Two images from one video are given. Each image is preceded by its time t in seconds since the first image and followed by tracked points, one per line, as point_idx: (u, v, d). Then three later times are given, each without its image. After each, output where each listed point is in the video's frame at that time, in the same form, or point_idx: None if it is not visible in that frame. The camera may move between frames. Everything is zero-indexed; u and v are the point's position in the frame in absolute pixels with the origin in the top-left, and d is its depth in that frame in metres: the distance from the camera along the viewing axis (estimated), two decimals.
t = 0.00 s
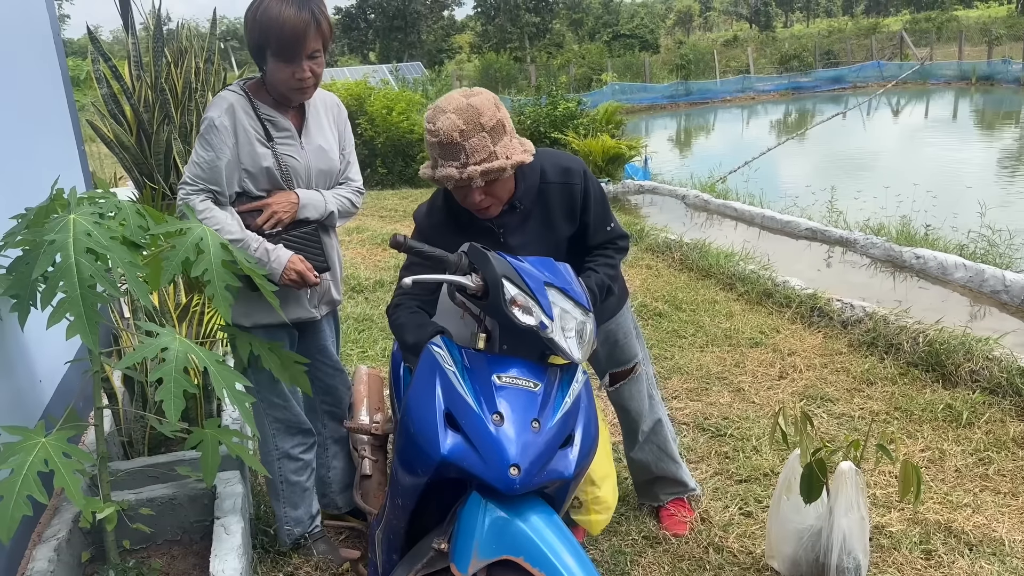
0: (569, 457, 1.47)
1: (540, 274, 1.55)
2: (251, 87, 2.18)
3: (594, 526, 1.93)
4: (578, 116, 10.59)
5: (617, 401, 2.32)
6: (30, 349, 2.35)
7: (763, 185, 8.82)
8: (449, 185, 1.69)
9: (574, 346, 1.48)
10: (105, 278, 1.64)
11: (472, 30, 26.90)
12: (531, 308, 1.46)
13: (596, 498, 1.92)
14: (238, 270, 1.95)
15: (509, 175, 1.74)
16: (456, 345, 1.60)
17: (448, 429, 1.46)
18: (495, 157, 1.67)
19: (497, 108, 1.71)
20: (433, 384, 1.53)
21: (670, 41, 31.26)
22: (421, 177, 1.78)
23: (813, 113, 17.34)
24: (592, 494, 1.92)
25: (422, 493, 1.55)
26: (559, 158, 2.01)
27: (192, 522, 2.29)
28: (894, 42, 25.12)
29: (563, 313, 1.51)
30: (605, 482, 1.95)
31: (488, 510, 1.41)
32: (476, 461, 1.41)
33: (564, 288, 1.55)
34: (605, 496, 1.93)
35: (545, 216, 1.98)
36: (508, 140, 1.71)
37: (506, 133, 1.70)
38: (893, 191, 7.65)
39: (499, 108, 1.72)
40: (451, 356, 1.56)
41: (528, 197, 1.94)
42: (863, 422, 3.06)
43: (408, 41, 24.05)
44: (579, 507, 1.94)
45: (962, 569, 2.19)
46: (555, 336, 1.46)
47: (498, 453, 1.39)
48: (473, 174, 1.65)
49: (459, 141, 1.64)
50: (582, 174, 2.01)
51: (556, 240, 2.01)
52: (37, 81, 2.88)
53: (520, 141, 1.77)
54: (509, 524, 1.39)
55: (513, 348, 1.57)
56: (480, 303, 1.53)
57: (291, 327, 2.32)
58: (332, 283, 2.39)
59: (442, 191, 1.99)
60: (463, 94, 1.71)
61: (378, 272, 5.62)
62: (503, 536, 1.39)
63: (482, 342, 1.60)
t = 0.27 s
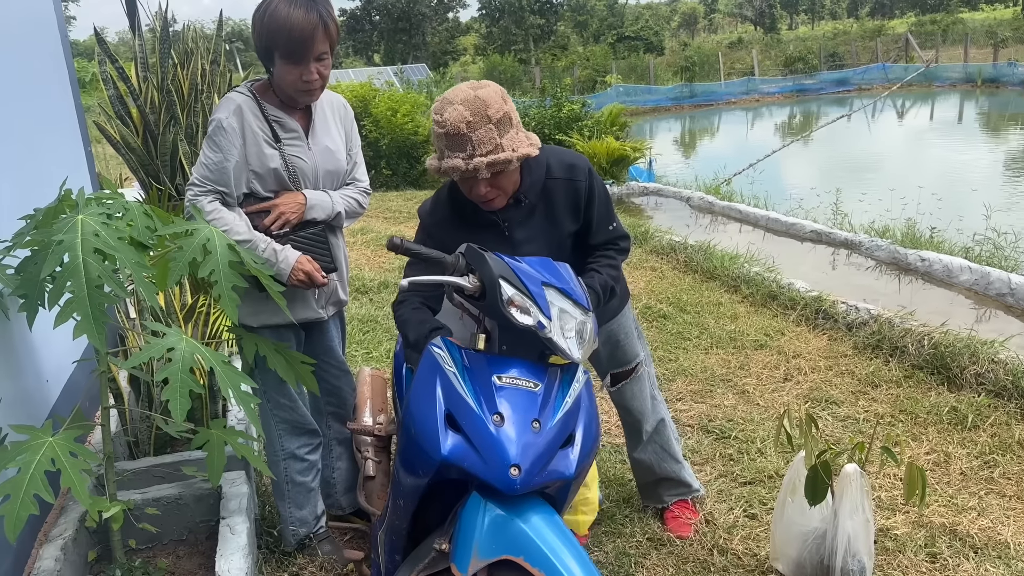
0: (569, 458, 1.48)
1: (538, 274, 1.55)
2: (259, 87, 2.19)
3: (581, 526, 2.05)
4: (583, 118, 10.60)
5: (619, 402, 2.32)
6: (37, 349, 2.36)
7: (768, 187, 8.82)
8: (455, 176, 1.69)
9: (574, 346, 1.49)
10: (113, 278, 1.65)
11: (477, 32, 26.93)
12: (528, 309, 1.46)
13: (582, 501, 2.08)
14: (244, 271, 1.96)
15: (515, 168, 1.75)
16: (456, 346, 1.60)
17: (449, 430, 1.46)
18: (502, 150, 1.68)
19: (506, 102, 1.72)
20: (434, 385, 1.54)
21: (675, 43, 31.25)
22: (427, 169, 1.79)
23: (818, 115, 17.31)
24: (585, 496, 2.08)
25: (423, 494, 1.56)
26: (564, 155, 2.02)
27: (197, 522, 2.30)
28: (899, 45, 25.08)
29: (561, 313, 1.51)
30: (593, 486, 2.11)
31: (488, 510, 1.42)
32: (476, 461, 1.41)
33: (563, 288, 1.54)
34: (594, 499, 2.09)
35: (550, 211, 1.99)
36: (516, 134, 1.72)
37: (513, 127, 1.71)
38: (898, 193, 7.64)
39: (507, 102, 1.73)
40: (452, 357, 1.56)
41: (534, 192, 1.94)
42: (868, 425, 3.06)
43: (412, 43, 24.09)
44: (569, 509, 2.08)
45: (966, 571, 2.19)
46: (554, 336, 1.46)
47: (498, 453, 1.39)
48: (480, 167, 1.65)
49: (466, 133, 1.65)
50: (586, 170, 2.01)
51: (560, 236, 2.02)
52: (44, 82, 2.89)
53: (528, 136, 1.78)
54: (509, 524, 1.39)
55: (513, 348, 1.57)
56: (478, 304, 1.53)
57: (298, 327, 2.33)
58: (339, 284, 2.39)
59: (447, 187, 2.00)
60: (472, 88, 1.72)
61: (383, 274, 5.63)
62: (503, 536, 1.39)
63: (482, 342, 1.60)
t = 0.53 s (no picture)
0: (569, 458, 1.47)
1: (536, 274, 1.54)
2: (265, 89, 2.20)
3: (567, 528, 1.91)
4: (588, 120, 10.60)
5: (621, 404, 2.31)
6: (42, 349, 2.37)
7: (772, 189, 8.80)
8: (456, 174, 1.69)
9: (573, 345, 1.48)
10: (118, 278, 1.65)
11: (482, 33, 26.96)
12: (527, 309, 1.45)
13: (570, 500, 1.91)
14: (248, 271, 1.96)
15: (516, 166, 1.74)
16: (456, 347, 1.60)
17: (448, 432, 1.46)
18: (503, 148, 1.68)
19: (507, 101, 1.72)
20: (433, 387, 1.54)
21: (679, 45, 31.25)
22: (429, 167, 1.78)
23: (823, 117, 17.29)
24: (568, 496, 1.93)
25: (423, 496, 1.55)
26: (566, 155, 2.01)
27: (201, 523, 2.30)
28: (905, 47, 25.03)
29: (560, 313, 1.50)
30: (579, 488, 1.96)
31: (487, 511, 1.42)
32: (475, 462, 1.41)
33: (562, 288, 1.54)
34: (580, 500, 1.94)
35: (553, 211, 1.99)
36: (517, 132, 1.72)
37: (514, 125, 1.71)
38: (903, 196, 7.62)
39: (508, 100, 1.73)
40: (451, 358, 1.56)
41: (536, 191, 1.94)
42: (873, 428, 3.05)
43: (417, 45, 24.13)
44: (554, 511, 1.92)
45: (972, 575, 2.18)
46: (553, 336, 1.46)
47: (498, 454, 1.39)
48: (482, 164, 1.65)
49: (468, 130, 1.65)
50: (588, 170, 2.01)
51: (563, 236, 2.02)
52: (50, 83, 2.89)
53: (530, 135, 1.78)
54: (508, 525, 1.39)
55: (511, 349, 1.55)
56: (477, 305, 1.53)
57: (303, 328, 2.33)
58: (344, 284, 2.39)
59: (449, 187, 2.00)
60: (473, 86, 1.72)
61: (387, 275, 5.63)
62: (502, 537, 1.38)
63: (481, 343, 1.58)
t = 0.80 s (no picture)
0: (574, 459, 1.47)
1: (542, 275, 1.54)
2: (272, 87, 2.20)
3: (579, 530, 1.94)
4: (592, 121, 10.59)
5: (626, 407, 2.29)
6: (46, 348, 2.37)
7: (777, 191, 8.78)
8: (463, 173, 1.69)
9: (579, 346, 1.47)
10: (122, 277, 1.65)
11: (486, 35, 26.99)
12: (532, 309, 1.45)
13: (579, 503, 1.93)
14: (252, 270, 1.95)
15: (523, 166, 1.74)
16: (461, 347, 1.60)
17: (453, 432, 1.46)
18: (510, 148, 1.67)
19: (515, 100, 1.72)
20: (438, 387, 1.53)
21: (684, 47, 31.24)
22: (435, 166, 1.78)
23: (829, 119, 17.25)
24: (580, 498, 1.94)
25: (427, 496, 1.55)
26: (574, 155, 2.01)
27: (205, 522, 2.30)
28: (910, 49, 24.98)
29: (566, 314, 1.49)
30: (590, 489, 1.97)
31: (491, 512, 1.41)
32: (480, 463, 1.41)
33: (568, 289, 1.53)
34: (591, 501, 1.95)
35: (559, 211, 1.98)
36: (524, 132, 1.72)
37: (521, 126, 1.70)
38: (909, 198, 7.59)
39: (516, 100, 1.72)
40: (456, 358, 1.56)
41: (542, 192, 1.94)
42: (879, 431, 3.03)
43: (422, 46, 24.17)
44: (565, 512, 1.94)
45: None
46: (559, 337, 1.45)
47: (503, 455, 1.38)
48: (488, 165, 1.65)
49: (475, 130, 1.65)
50: (595, 170, 2.00)
51: (567, 237, 2.01)
52: (55, 82, 2.89)
53: (537, 135, 1.77)
54: (513, 526, 1.39)
55: (517, 350, 1.56)
56: (484, 305, 1.52)
57: (307, 327, 2.33)
58: (349, 284, 2.39)
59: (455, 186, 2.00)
60: (481, 85, 1.72)
61: (391, 276, 5.63)
62: (507, 539, 1.38)
63: (487, 344, 1.57)
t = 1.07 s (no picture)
0: (576, 461, 1.47)
1: (543, 276, 1.54)
2: (275, 88, 2.20)
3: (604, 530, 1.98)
4: (596, 122, 10.59)
5: (629, 409, 2.29)
6: (51, 348, 2.38)
7: (781, 193, 8.77)
8: (465, 176, 1.69)
9: (581, 347, 1.47)
10: (127, 278, 1.65)
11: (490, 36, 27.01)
12: (533, 310, 1.45)
13: (604, 503, 1.97)
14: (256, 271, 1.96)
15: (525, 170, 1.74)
16: (463, 348, 1.60)
17: (454, 433, 1.46)
18: (512, 151, 1.67)
19: (518, 104, 1.72)
20: (440, 388, 1.53)
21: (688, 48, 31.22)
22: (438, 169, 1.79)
23: (833, 121, 17.22)
24: (604, 500, 1.98)
25: (429, 497, 1.55)
26: (578, 161, 2.01)
27: (208, 523, 2.30)
28: (915, 51, 24.92)
29: (568, 315, 1.49)
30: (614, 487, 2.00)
31: (493, 513, 1.41)
32: (482, 464, 1.41)
33: (569, 291, 1.54)
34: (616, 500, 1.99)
35: (562, 217, 1.98)
36: (527, 136, 1.72)
37: (523, 129, 1.70)
38: (913, 200, 7.58)
39: (519, 104, 1.72)
40: (458, 359, 1.56)
41: (544, 198, 1.94)
42: (883, 434, 3.03)
43: (427, 47, 24.22)
44: (589, 512, 1.99)
45: None
46: (561, 338, 1.45)
47: (504, 456, 1.38)
48: (490, 167, 1.65)
49: (477, 133, 1.65)
50: (599, 177, 2.00)
51: (569, 243, 2.01)
52: (61, 83, 2.90)
53: (540, 139, 1.77)
54: (515, 527, 1.39)
55: (519, 351, 1.55)
56: (485, 306, 1.53)
57: (311, 328, 2.34)
58: (353, 284, 2.39)
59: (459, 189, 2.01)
60: (484, 89, 1.72)
61: (395, 276, 5.64)
62: (508, 540, 1.38)
63: (488, 345, 1.57)
